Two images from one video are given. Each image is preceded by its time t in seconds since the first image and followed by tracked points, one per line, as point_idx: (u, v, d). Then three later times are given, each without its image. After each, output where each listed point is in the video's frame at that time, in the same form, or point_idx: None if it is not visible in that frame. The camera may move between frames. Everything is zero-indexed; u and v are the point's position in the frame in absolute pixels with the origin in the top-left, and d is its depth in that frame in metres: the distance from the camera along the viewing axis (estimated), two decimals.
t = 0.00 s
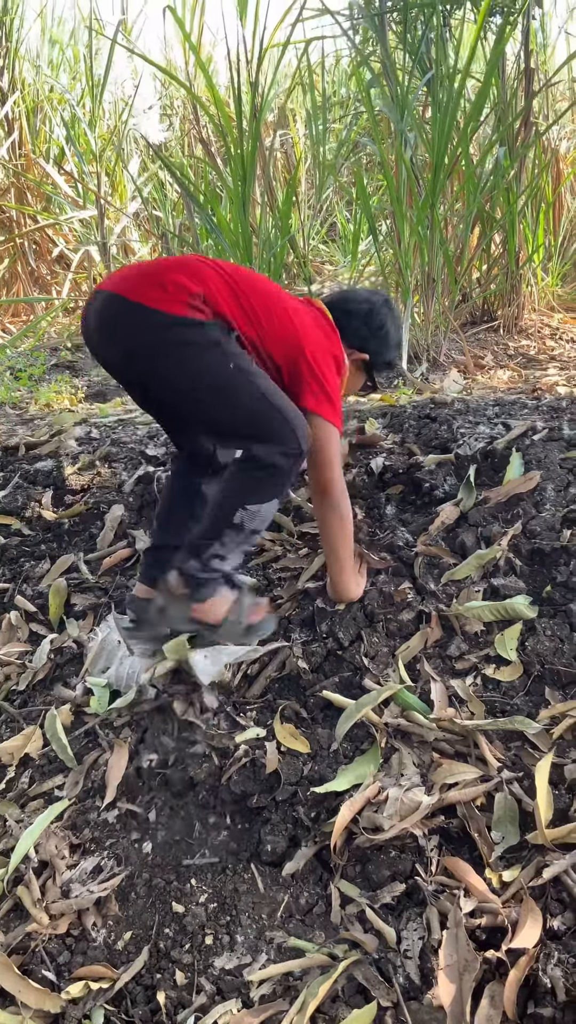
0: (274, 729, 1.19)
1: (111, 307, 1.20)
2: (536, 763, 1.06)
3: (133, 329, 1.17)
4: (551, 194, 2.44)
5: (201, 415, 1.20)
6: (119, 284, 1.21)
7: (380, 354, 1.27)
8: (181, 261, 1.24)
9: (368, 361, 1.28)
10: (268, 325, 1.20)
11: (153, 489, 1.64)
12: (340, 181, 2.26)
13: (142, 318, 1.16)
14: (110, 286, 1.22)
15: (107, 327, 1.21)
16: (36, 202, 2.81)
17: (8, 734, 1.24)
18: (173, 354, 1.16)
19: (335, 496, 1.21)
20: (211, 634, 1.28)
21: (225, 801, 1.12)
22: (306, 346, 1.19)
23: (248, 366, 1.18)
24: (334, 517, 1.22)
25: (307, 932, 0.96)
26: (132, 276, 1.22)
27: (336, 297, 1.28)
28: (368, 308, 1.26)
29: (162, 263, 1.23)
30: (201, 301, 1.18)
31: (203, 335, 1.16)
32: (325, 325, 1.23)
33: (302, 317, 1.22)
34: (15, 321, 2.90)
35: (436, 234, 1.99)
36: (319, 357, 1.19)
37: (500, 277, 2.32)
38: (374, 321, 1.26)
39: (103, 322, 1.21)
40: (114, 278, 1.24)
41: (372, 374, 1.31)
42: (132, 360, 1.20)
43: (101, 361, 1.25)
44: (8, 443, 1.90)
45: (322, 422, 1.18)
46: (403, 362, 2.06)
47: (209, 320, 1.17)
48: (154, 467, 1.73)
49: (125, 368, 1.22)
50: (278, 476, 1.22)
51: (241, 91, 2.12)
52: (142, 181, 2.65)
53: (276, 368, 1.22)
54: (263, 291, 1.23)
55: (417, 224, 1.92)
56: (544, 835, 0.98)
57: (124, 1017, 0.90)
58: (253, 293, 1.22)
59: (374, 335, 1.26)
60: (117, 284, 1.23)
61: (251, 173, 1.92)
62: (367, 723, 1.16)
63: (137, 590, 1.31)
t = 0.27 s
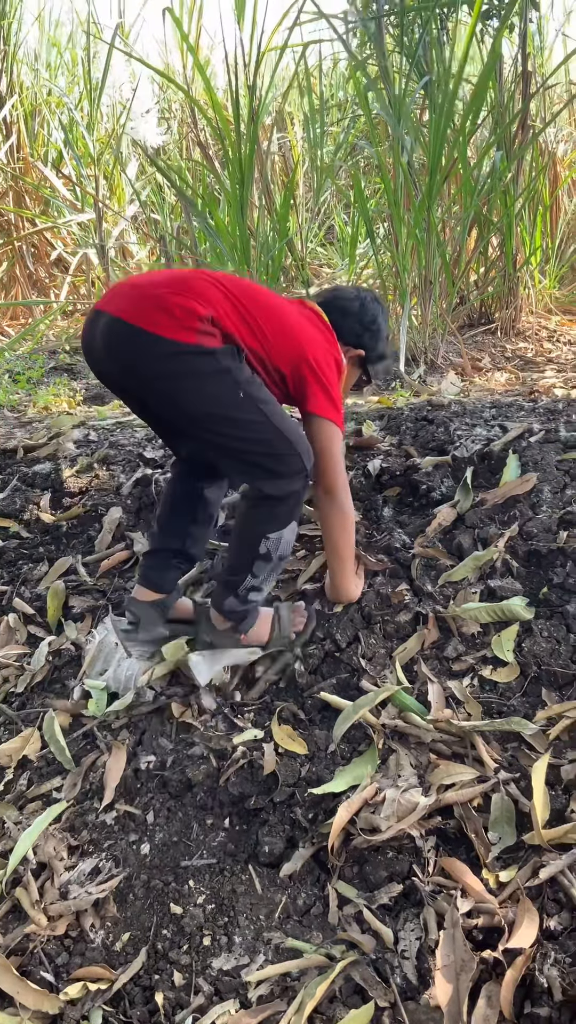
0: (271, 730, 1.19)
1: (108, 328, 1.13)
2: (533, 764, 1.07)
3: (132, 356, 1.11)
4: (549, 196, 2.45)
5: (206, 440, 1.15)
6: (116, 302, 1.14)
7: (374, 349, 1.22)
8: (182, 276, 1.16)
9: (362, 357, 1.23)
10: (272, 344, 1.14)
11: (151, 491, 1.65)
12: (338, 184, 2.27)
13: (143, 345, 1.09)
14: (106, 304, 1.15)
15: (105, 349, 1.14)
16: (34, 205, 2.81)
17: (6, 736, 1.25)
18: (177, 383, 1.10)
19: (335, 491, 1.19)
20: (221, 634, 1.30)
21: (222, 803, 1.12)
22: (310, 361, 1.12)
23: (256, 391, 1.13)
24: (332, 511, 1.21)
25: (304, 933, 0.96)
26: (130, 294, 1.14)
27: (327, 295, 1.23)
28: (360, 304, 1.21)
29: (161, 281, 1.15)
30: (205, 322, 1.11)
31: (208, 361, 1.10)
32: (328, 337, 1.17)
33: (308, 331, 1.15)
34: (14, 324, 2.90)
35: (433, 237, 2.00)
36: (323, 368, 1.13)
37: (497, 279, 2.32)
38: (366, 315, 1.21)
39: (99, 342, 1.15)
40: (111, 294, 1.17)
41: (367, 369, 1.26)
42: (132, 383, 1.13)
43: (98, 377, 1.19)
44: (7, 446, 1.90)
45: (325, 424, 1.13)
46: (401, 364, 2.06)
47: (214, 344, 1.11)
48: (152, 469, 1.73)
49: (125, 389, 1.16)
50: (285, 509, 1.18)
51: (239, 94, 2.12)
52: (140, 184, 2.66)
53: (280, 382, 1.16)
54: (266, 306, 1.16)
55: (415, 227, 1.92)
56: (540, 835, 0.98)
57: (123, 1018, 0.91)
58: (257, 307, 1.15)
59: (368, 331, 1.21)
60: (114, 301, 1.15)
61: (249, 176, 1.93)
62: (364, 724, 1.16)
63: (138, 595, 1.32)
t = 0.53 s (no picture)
0: (268, 732, 1.19)
1: (98, 342, 1.16)
2: (529, 765, 1.07)
3: (122, 367, 1.13)
4: (546, 198, 2.45)
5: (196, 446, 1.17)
6: (106, 315, 1.16)
7: (374, 336, 1.20)
8: (169, 283, 1.17)
9: (364, 344, 1.21)
10: (266, 343, 1.14)
11: (149, 493, 1.65)
12: (335, 186, 2.27)
13: (133, 358, 1.12)
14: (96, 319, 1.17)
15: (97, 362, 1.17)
16: (32, 208, 2.82)
17: (3, 737, 1.25)
18: (165, 393, 1.12)
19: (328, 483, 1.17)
20: (214, 642, 1.30)
21: (219, 804, 1.12)
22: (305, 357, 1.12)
23: (245, 399, 1.15)
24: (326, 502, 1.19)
25: (301, 933, 0.96)
26: (119, 307, 1.16)
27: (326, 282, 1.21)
28: (359, 291, 1.19)
29: (150, 290, 1.16)
30: (195, 333, 1.12)
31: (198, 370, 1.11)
32: (324, 329, 1.15)
33: (301, 326, 1.14)
34: (12, 327, 2.91)
35: (430, 240, 2.00)
36: (319, 362, 1.12)
37: (494, 282, 2.33)
38: (366, 301, 1.19)
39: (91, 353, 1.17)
40: (100, 306, 1.19)
41: (368, 356, 1.24)
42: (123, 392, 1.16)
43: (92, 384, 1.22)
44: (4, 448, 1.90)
45: (323, 421, 1.12)
46: (399, 367, 2.06)
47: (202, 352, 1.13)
48: (150, 471, 1.73)
49: (117, 398, 1.18)
50: (272, 516, 1.20)
51: (237, 97, 2.13)
52: (138, 187, 2.66)
53: (275, 379, 1.16)
54: (257, 305, 1.15)
55: (412, 229, 1.93)
56: (536, 835, 0.98)
57: (119, 1019, 0.91)
58: (247, 308, 1.15)
59: (367, 318, 1.19)
60: (104, 313, 1.17)
61: (247, 179, 1.93)
62: (361, 725, 1.16)
63: (137, 589, 1.35)
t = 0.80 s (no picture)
0: (266, 734, 1.19)
1: (96, 329, 1.17)
2: (527, 767, 1.07)
3: (117, 356, 1.15)
4: (545, 201, 2.46)
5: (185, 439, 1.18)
6: (104, 303, 1.18)
7: (368, 310, 1.21)
8: (166, 267, 1.18)
9: (358, 319, 1.21)
10: (262, 322, 1.14)
11: (147, 495, 1.65)
12: (333, 189, 2.27)
13: (128, 346, 1.13)
14: (94, 307, 1.19)
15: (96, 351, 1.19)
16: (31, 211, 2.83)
17: (2, 740, 1.25)
18: (158, 383, 1.13)
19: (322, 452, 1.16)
20: (209, 649, 1.29)
21: (217, 807, 1.12)
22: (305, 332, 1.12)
23: (236, 397, 1.15)
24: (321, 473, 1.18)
25: (299, 936, 0.96)
26: (117, 293, 1.17)
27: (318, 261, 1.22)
28: (350, 267, 1.20)
29: (147, 275, 1.17)
30: (190, 316, 1.13)
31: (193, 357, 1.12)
32: (320, 303, 1.16)
33: (297, 301, 1.14)
34: (11, 330, 2.91)
35: (429, 243, 2.00)
36: (317, 336, 1.12)
37: (493, 284, 2.33)
38: (358, 278, 1.20)
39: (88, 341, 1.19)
40: (99, 293, 1.20)
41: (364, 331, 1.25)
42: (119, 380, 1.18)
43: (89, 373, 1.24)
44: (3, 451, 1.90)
45: (320, 391, 1.11)
46: (398, 369, 2.07)
47: (198, 335, 1.13)
48: (148, 473, 1.73)
49: (113, 385, 1.20)
50: (259, 516, 1.19)
51: (236, 100, 2.13)
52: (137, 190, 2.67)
53: (272, 353, 1.16)
54: (251, 282, 1.16)
55: (411, 232, 1.92)
56: (534, 837, 0.98)
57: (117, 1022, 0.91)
58: (242, 287, 1.15)
59: (359, 293, 1.20)
60: (103, 301, 1.18)
61: (246, 181, 1.93)
62: (359, 728, 1.16)
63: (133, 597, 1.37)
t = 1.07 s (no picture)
0: (269, 737, 1.19)
1: (131, 303, 1.16)
2: (530, 770, 1.07)
3: (148, 335, 1.14)
4: (546, 202, 2.45)
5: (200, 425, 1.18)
6: (140, 277, 1.16)
7: (370, 296, 1.21)
8: (204, 246, 1.15)
9: (360, 303, 1.22)
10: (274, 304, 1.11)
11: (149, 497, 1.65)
12: (334, 191, 2.27)
13: (160, 326, 1.12)
14: (129, 278, 1.17)
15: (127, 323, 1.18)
16: (32, 213, 2.83)
17: (3, 743, 1.25)
18: (181, 368, 1.13)
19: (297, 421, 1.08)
20: (211, 655, 1.28)
21: (219, 810, 1.12)
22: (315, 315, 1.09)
23: (259, 394, 1.16)
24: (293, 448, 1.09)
25: (302, 939, 0.96)
26: (153, 269, 1.15)
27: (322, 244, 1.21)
28: (356, 252, 1.19)
29: (184, 253, 1.14)
30: (226, 305, 1.11)
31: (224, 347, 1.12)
32: (327, 287, 1.13)
33: (321, 290, 1.11)
34: (12, 331, 2.91)
35: (430, 244, 1.99)
36: (319, 319, 1.08)
37: (494, 286, 2.33)
38: (362, 263, 1.19)
39: (121, 312, 1.18)
40: (134, 263, 1.18)
41: (363, 315, 1.25)
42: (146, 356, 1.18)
43: (117, 341, 1.23)
44: (5, 453, 1.90)
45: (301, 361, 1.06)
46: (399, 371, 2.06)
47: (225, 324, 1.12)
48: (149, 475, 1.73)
49: (142, 359, 1.20)
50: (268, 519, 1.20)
51: (237, 102, 2.13)
52: (138, 192, 2.67)
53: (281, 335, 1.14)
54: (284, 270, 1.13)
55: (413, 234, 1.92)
56: (537, 841, 0.98)
57: None
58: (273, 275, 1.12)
59: (363, 279, 1.20)
60: (139, 273, 1.16)
61: (246, 183, 1.93)
62: (361, 730, 1.16)
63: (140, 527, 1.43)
